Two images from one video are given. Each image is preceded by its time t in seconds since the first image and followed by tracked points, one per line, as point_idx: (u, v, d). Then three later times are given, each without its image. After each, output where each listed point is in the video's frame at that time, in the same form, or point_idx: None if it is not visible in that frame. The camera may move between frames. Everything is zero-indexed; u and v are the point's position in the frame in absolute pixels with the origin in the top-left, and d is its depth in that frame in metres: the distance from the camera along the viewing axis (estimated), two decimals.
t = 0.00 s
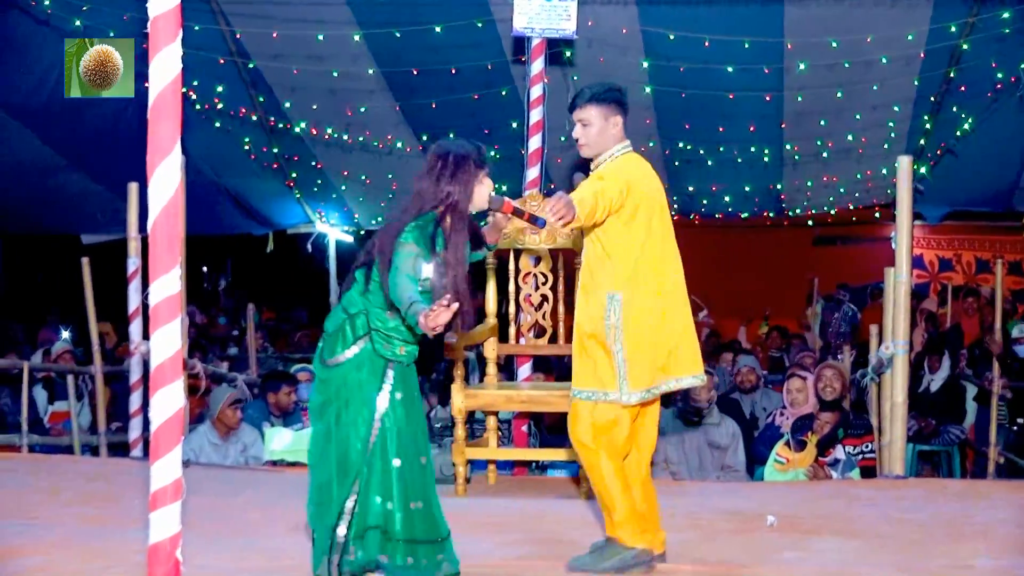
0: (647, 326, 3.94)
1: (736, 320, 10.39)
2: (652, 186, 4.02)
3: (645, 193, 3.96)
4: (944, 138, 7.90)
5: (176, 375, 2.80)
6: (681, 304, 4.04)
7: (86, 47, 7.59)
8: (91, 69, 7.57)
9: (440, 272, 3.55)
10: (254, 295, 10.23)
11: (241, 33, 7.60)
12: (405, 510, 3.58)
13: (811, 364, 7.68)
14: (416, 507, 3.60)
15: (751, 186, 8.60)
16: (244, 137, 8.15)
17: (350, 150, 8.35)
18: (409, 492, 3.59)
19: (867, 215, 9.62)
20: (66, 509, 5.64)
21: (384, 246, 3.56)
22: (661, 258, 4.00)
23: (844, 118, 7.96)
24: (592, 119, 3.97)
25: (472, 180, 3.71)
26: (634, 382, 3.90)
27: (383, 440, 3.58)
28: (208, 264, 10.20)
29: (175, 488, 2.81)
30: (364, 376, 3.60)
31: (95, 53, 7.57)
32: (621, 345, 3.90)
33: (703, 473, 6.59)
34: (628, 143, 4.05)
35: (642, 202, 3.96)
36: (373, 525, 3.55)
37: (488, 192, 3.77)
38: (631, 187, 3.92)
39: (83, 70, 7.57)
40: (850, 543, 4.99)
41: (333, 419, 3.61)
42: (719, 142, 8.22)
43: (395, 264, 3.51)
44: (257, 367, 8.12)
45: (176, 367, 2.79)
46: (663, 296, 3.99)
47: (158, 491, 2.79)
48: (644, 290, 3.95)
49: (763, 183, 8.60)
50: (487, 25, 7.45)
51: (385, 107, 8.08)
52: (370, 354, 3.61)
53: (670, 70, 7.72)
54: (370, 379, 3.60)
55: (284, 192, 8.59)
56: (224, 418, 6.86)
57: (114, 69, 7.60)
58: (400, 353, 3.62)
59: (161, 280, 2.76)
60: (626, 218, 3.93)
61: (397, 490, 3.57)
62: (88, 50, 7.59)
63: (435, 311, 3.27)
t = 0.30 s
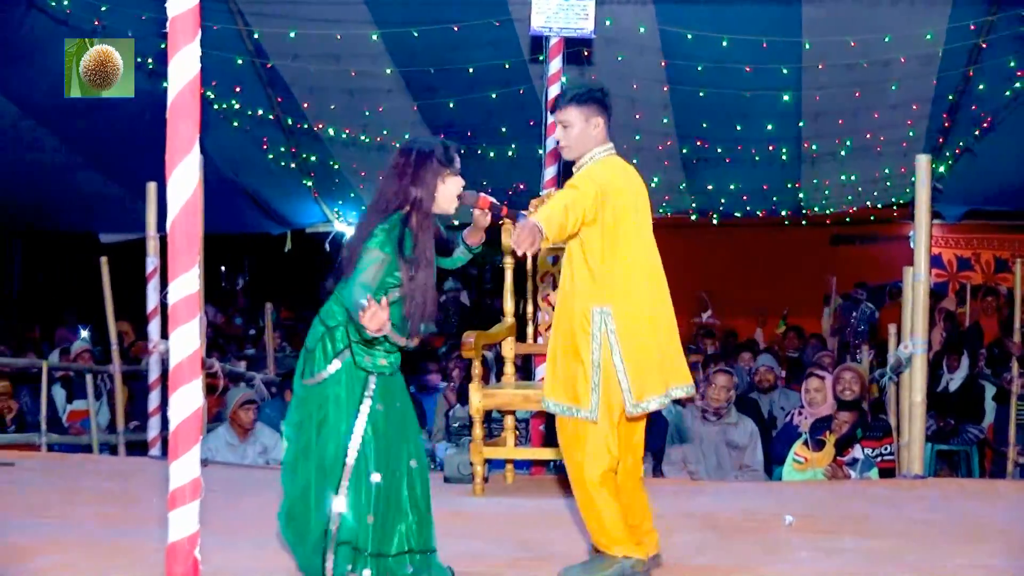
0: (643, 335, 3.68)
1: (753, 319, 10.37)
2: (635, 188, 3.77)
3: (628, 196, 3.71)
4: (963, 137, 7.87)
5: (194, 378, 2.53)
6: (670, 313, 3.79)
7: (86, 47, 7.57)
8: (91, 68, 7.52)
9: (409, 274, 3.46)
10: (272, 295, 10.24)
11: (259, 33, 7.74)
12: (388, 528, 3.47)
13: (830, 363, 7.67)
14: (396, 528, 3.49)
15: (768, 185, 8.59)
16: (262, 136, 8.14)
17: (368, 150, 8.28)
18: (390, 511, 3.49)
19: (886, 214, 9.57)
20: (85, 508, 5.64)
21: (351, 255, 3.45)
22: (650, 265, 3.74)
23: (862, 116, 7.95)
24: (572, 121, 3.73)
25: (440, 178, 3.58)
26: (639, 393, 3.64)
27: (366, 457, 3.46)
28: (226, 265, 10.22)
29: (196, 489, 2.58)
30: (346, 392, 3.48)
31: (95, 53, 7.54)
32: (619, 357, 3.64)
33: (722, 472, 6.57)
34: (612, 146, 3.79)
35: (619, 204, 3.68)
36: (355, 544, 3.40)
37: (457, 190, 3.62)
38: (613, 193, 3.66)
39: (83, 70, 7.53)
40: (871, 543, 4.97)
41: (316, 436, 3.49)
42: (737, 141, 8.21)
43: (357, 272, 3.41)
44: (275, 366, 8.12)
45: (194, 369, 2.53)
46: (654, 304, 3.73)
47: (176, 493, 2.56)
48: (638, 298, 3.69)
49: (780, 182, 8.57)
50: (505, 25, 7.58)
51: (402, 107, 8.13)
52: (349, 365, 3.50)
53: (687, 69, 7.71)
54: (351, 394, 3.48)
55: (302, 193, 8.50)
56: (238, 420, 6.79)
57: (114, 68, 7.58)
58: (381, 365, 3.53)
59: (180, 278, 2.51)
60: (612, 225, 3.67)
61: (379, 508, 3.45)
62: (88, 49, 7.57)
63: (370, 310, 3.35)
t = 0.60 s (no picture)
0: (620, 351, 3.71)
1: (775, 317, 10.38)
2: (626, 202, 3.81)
3: (617, 209, 3.75)
4: (984, 138, 7.82)
5: (214, 376, 2.69)
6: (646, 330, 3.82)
7: (86, 47, 7.66)
8: (91, 69, 7.65)
9: (361, 270, 3.42)
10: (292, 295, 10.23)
11: (280, 34, 7.79)
12: (358, 515, 3.49)
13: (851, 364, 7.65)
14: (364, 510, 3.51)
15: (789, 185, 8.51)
16: (282, 138, 8.17)
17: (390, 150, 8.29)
18: (361, 498, 3.50)
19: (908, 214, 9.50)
20: (105, 508, 5.64)
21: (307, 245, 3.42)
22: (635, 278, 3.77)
23: (883, 116, 7.93)
24: (557, 124, 3.78)
25: (403, 170, 3.48)
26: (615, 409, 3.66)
27: (326, 446, 3.48)
28: (246, 264, 10.21)
29: (216, 487, 2.70)
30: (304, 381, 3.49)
31: (94, 53, 7.65)
32: (597, 368, 3.67)
33: (741, 473, 6.54)
34: (597, 150, 3.83)
35: (608, 214, 3.72)
36: (336, 528, 3.46)
37: (422, 184, 3.51)
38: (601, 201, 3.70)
39: (83, 69, 7.65)
40: (892, 545, 4.96)
41: (283, 427, 3.50)
42: (758, 142, 8.18)
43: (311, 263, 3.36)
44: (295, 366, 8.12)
45: (214, 367, 2.68)
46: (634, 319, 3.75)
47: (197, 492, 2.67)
48: (620, 313, 3.71)
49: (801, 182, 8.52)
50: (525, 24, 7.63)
51: (422, 107, 8.16)
52: (310, 358, 3.50)
53: (708, 68, 7.71)
54: (308, 384, 3.49)
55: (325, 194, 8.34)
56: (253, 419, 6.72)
57: (113, 69, 7.68)
58: (343, 356, 3.49)
59: (200, 279, 2.62)
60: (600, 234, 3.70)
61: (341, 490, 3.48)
62: (88, 49, 7.66)
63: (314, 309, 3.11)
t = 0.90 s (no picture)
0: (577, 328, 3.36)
1: (787, 318, 10.42)
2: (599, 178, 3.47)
3: (583, 185, 3.39)
4: (995, 138, 7.85)
5: (226, 378, 2.71)
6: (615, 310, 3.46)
7: (86, 47, 7.39)
8: (91, 69, 7.37)
9: (308, 278, 3.36)
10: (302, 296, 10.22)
11: (290, 33, 7.79)
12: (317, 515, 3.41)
13: (860, 366, 7.65)
14: (330, 510, 3.43)
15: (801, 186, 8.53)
16: (292, 138, 8.19)
17: (400, 151, 8.44)
18: (318, 498, 3.42)
19: (918, 217, 9.42)
20: (117, 508, 5.64)
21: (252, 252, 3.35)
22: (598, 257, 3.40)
23: (894, 117, 7.94)
24: (517, 112, 3.42)
25: (353, 176, 3.39)
26: (563, 392, 3.31)
27: (280, 446, 3.41)
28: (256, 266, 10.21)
29: (227, 488, 2.73)
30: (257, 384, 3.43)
31: (95, 53, 7.38)
32: (549, 360, 3.32)
33: (752, 476, 6.54)
34: (564, 136, 3.47)
35: (566, 190, 3.36)
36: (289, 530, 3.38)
37: (376, 188, 3.42)
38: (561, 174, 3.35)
39: (83, 70, 7.36)
40: (906, 547, 4.96)
41: (240, 427, 3.42)
42: (767, 144, 8.23)
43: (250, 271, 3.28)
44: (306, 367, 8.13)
45: (227, 368, 2.70)
46: (595, 299, 3.39)
47: (209, 493, 2.70)
48: (577, 290, 3.37)
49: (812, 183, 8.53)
50: (536, 26, 7.62)
51: (434, 108, 8.19)
52: (261, 354, 3.44)
53: (719, 70, 7.70)
54: (258, 381, 3.43)
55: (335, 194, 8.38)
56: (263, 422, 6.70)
57: (114, 69, 7.42)
58: (293, 354, 3.44)
59: (212, 280, 2.67)
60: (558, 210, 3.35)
61: (301, 494, 3.41)
62: (88, 49, 7.40)
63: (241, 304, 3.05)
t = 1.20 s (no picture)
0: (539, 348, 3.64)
1: (804, 318, 10.40)
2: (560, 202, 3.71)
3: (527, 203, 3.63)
4: (1014, 138, 7.81)
5: (244, 378, 2.83)
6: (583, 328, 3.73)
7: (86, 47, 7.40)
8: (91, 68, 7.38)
9: (266, 291, 3.59)
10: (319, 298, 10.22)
11: (307, 35, 7.80)
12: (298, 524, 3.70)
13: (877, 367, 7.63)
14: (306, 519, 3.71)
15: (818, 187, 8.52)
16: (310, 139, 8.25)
17: (415, 152, 8.42)
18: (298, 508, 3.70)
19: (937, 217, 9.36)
20: (134, 508, 5.66)
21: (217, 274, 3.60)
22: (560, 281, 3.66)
23: (912, 118, 7.91)
24: (478, 123, 3.71)
25: (308, 187, 3.61)
26: (525, 412, 3.59)
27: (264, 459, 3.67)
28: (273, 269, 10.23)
29: (244, 487, 2.84)
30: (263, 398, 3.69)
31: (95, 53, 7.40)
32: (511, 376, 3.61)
33: (769, 475, 6.52)
34: (523, 148, 3.75)
35: (509, 213, 3.60)
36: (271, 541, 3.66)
37: (333, 197, 3.63)
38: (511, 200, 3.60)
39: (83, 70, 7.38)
40: (922, 547, 4.96)
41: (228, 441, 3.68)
42: (785, 145, 8.20)
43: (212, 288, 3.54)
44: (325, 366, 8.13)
45: (244, 368, 2.82)
46: (557, 321, 3.65)
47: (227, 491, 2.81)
48: (530, 305, 3.63)
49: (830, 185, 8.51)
50: (554, 27, 7.65)
51: (451, 109, 8.22)
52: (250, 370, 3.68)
53: (736, 70, 7.71)
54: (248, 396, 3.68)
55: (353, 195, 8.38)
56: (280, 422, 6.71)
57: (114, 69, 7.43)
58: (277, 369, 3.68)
59: (230, 281, 2.80)
60: (506, 235, 3.61)
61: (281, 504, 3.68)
62: (89, 49, 7.41)
63: (189, 309, 3.44)
